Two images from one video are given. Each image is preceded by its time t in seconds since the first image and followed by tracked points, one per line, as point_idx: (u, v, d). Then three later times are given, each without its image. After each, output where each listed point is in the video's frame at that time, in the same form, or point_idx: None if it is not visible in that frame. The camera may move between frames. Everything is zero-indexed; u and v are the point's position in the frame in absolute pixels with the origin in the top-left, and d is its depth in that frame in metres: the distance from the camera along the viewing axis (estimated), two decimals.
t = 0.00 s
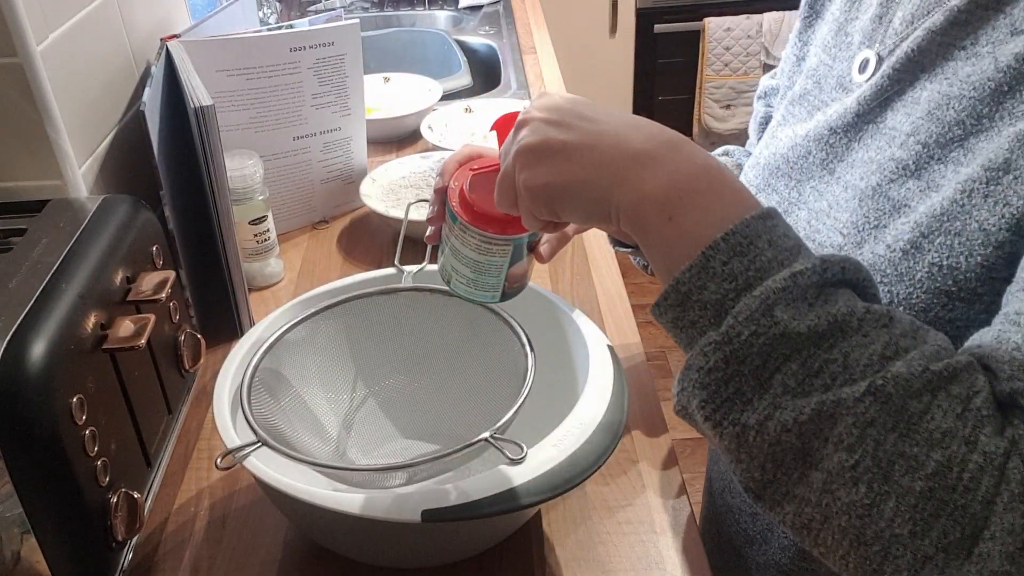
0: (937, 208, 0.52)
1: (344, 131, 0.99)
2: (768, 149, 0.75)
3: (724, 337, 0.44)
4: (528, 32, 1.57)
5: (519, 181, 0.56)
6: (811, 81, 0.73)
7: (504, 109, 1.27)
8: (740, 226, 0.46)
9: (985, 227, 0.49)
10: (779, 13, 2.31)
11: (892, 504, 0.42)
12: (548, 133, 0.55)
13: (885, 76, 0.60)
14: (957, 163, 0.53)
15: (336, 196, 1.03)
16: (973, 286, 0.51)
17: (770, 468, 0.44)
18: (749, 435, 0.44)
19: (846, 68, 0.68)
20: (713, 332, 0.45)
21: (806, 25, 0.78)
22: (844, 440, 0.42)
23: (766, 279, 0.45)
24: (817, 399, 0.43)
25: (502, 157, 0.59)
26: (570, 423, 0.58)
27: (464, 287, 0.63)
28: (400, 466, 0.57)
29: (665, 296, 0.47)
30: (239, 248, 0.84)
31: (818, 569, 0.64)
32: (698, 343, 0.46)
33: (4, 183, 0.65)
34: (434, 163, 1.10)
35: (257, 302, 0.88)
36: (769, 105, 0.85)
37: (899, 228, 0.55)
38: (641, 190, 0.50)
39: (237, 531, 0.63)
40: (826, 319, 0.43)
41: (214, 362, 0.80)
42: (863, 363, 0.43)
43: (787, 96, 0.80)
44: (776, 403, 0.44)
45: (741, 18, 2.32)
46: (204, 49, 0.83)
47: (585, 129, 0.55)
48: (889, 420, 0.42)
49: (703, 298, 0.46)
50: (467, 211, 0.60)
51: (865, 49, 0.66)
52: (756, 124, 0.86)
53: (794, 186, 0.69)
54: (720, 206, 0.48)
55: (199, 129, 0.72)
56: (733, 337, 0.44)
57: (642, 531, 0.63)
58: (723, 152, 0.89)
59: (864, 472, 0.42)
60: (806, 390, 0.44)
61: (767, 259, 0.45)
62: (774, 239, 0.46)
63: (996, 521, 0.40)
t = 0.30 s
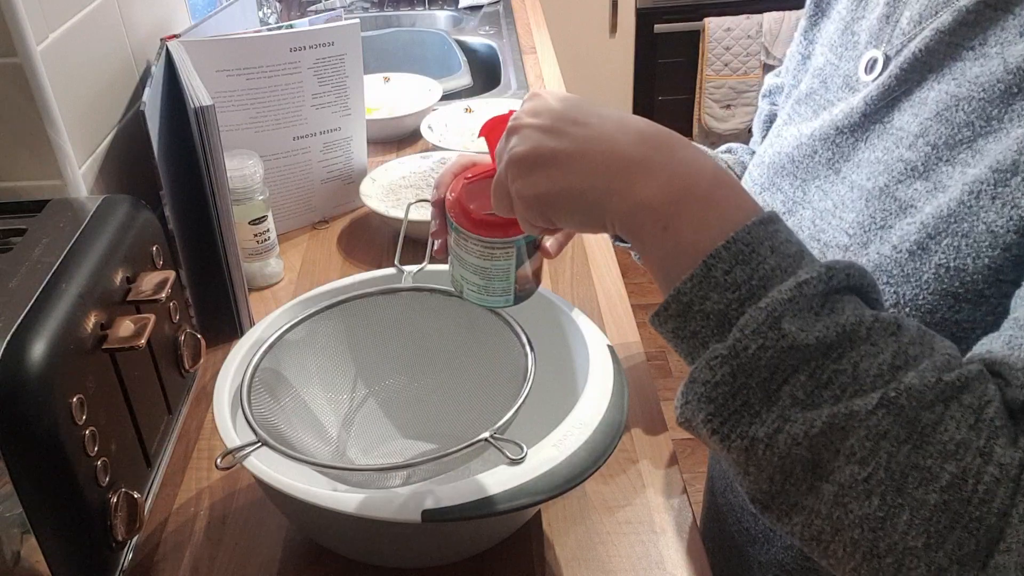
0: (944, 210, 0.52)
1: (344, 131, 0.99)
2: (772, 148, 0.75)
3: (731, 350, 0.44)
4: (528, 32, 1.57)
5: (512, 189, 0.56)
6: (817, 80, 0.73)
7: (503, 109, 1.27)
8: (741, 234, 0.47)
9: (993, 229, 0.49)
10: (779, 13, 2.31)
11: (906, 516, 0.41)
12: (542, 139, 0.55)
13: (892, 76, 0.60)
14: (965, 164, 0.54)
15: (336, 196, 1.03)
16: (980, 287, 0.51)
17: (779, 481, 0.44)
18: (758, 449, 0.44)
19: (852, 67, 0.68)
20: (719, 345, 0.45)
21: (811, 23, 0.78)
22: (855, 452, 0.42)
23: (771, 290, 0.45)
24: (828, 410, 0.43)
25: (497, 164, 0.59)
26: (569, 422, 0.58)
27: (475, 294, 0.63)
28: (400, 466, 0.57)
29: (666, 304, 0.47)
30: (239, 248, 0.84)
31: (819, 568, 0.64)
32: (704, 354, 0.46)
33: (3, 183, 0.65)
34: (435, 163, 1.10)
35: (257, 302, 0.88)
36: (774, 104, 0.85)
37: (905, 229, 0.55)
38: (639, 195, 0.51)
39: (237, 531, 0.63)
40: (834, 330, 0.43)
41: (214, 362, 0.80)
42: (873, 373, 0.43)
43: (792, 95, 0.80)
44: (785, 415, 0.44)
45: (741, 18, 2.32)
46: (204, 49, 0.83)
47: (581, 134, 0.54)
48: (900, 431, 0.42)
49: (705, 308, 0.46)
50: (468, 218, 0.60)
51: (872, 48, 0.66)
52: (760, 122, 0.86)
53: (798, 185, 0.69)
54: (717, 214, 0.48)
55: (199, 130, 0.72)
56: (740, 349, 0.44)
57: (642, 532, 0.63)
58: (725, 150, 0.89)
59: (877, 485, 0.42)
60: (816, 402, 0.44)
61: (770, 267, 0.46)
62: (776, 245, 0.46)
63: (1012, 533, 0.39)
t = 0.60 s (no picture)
0: (959, 202, 0.52)
1: (344, 131, 0.99)
2: (777, 143, 0.75)
3: (696, 323, 0.44)
4: (528, 32, 1.57)
5: (468, 170, 0.55)
6: (826, 76, 0.73)
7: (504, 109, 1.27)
8: (700, 202, 0.46)
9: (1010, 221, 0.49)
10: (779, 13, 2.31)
11: (879, 489, 0.42)
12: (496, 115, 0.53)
13: (906, 70, 0.60)
14: (980, 157, 0.53)
15: (336, 196, 1.03)
16: (992, 280, 0.51)
17: (749, 455, 0.44)
18: (728, 423, 0.44)
19: (863, 63, 0.68)
20: (684, 318, 0.44)
21: (817, 18, 0.78)
22: (827, 423, 0.43)
23: (733, 257, 0.45)
24: (798, 380, 0.43)
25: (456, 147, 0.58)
26: (569, 421, 0.58)
27: (501, 278, 0.61)
28: (400, 465, 0.57)
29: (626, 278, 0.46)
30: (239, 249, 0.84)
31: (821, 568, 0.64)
32: (668, 327, 0.46)
33: (3, 183, 0.65)
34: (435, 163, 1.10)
35: (257, 302, 0.88)
36: (774, 97, 0.85)
37: (920, 221, 0.55)
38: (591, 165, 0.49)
39: (237, 531, 0.63)
40: (801, 298, 0.43)
41: (214, 362, 0.80)
42: (842, 341, 0.43)
43: (797, 90, 0.79)
44: (755, 387, 0.44)
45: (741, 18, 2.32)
46: (204, 49, 0.84)
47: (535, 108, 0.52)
48: (872, 401, 0.42)
49: (667, 281, 0.45)
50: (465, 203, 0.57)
51: (885, 44, 0.66)
52: (757, 114, 0.85)
53: (807, 180, 0.69)
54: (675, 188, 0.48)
55: (199, 130, 0.72)
56: (706, 321, 0.44)
57: (642, 531, 0.63)
58: (708, 139, 0.89)
59: (850, 457, 0.42)
60: (785, 372, 0.44)
61: (731, 234, 0.45)
62: (736, 213, 0.46)
63: (989, 501, 0.40)
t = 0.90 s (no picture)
0: (964, 197, 0.52)
1: (344, 131, 0.99)
2: (779, 138, 0.75)
3: (677, 309, 0.43)
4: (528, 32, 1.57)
5: (442, 162, 0.54)
6: (828, 71, 0.73)
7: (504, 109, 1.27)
8: (676, 185, 0.45)
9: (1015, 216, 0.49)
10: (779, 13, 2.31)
11: (865, 474, 0.41)
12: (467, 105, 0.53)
13: (910, 66, 0.60)
14: (985, 152, 0.53)
15: (336, 196, 1.03)
16: (994, 275, 0.50)
17: (732, 443, 0.44)
18: (711, 410, 0.43)
19: (867, 59, 0.68)
20: (664, 304, 0.44)
21: (819, 13, 0.78)
22: (812, 409, 0.42)
23: (711, 240, 0.44)
24: (782, 365, 0.43)
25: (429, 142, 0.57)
26: (569, 421, 0.58)
27: (501, 272, 0.60)
28: (400, 465, 0.57)
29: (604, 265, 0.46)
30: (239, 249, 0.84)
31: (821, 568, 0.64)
32: (648, 314, 0.45)
33: (3, 183, 0.65)
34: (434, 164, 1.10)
35: (256, 302, 0.88)
36: (773, 92, 0.85)
37: (924, 216, 0.55)
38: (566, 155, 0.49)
39: (237, 531, 0.63)
40: (782, 281, 0.43)
41: (213, 362, 0.80)
42: (824, 324, 0.43)
43: (798, 85, 0.79)
44: (738, 372, 0.43)
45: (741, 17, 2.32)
46: (204, 49, 0.84)
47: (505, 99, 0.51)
48: (858, 385, 0.42)
49: (646, 266, 0.45)
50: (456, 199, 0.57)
51: (889, 40, 0.66)
52: (756, 108, 0.85)
53: (810, 176, 0.69)
54: (650, 178, 0.47)
55: (199, 130, 0.72)
56: (686, 307, 0.43)
57: (642, 531, 0.63)
58: (697, 132, 0.89)
59: (834, 442, 0.42)
60: (767, 357, 0.43)
61: (709, 218, 0.44)
62: (713, 196, 0.45)
63: (977, 483, 0.40)
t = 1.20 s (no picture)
0: (961, 198, 0.52)
1: (344, 131, 0.99)
2: (778, 138, 0.75)
3: (669, 326, 0.43)
4: (528, 32, 1.57)
5: (430, 174, 0.54)
6: (827, 71, 0.73)
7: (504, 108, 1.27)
8: (663, 200, 0.45)
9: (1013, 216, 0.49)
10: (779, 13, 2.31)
11: (863, 485, 0.41)
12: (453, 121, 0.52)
13: (908, 66, 0.60)
14: (982, 153, 0.53)
15: (336, 196, 1.03)
16: (992, 276, 0.50)
17: (729, 456, 0.43)
18: (706, 425, 0.43)
19: (865, 59, 0.68)
20: (656, 321, 0.44)
21: (819, 13, 0.78)
22: (807, 421, 0.42)
23: (700, 255, 0.44)
24: (776, 379, 0.43)
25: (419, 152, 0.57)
26: (569, 421, 0.58)
27: (490, 271, 0.59)
28: (399, 466, 0.57)
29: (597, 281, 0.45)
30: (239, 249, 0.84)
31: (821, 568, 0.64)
32: (640, 330, 0.45)
33: (3, 183, 0.65)
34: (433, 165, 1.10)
35: (256, 302, 0.88)
36: (774, 93, 0.85)
37: (921, 217, 0.55)
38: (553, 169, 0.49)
39: (237, 531, 0.63)
40: (773, 294, 0.43)
41: (213, 362, 0.80)
42: (817, 336, 0.43)
43: (797, 86, 0.79)
44: (732, 387, 0.43)
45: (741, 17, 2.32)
46: (204, 49, 0.84)
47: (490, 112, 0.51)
48: (852, 397, 0.42)
49: (636, 282, 0.44)
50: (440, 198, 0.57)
51: (888, 39, 0.66)
52: (756, 109, 0.85)
53: (808, 176, 0.69)
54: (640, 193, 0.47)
55: (199, 130, 0.72)
56: (678, 324, 0.43)
57: (642, 531, 0.63)
58: (700, 134, 0.90)
59: (832, 453, 0.42)
60: (761, 370, 0.43)
61: (697, 232, 0.44)
62: (701, 210, 0.45)
63: (974, 491, 0.40)
